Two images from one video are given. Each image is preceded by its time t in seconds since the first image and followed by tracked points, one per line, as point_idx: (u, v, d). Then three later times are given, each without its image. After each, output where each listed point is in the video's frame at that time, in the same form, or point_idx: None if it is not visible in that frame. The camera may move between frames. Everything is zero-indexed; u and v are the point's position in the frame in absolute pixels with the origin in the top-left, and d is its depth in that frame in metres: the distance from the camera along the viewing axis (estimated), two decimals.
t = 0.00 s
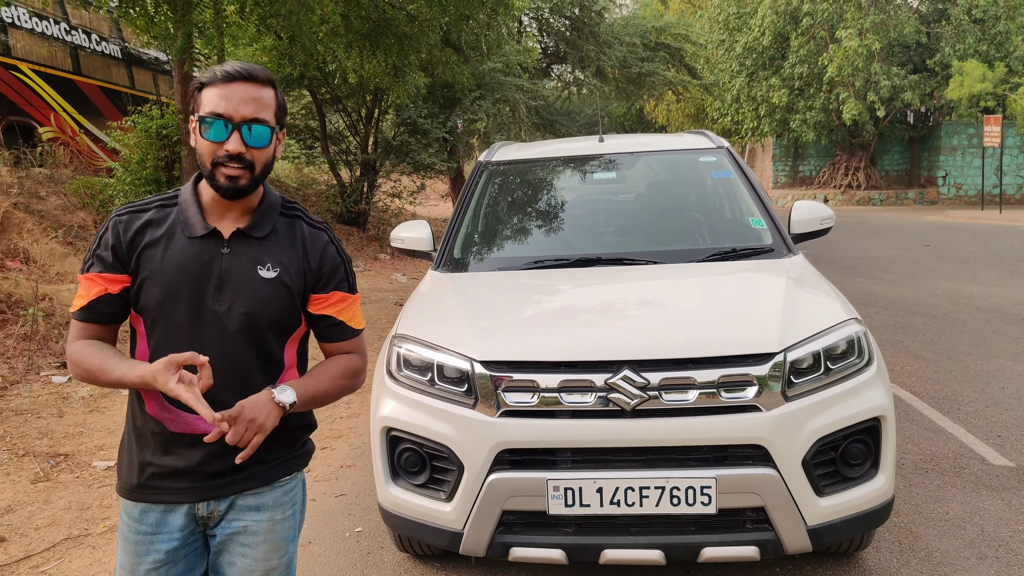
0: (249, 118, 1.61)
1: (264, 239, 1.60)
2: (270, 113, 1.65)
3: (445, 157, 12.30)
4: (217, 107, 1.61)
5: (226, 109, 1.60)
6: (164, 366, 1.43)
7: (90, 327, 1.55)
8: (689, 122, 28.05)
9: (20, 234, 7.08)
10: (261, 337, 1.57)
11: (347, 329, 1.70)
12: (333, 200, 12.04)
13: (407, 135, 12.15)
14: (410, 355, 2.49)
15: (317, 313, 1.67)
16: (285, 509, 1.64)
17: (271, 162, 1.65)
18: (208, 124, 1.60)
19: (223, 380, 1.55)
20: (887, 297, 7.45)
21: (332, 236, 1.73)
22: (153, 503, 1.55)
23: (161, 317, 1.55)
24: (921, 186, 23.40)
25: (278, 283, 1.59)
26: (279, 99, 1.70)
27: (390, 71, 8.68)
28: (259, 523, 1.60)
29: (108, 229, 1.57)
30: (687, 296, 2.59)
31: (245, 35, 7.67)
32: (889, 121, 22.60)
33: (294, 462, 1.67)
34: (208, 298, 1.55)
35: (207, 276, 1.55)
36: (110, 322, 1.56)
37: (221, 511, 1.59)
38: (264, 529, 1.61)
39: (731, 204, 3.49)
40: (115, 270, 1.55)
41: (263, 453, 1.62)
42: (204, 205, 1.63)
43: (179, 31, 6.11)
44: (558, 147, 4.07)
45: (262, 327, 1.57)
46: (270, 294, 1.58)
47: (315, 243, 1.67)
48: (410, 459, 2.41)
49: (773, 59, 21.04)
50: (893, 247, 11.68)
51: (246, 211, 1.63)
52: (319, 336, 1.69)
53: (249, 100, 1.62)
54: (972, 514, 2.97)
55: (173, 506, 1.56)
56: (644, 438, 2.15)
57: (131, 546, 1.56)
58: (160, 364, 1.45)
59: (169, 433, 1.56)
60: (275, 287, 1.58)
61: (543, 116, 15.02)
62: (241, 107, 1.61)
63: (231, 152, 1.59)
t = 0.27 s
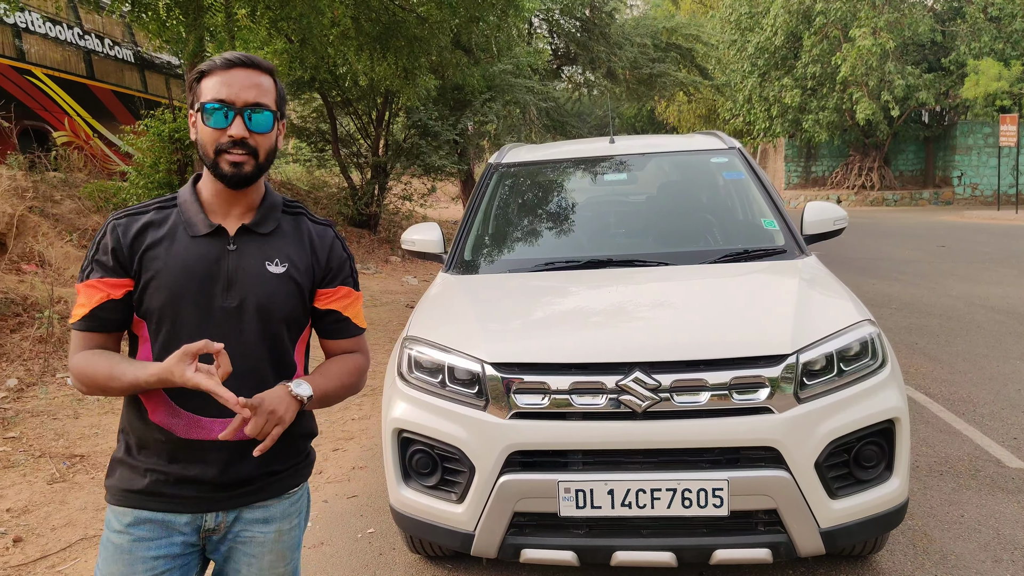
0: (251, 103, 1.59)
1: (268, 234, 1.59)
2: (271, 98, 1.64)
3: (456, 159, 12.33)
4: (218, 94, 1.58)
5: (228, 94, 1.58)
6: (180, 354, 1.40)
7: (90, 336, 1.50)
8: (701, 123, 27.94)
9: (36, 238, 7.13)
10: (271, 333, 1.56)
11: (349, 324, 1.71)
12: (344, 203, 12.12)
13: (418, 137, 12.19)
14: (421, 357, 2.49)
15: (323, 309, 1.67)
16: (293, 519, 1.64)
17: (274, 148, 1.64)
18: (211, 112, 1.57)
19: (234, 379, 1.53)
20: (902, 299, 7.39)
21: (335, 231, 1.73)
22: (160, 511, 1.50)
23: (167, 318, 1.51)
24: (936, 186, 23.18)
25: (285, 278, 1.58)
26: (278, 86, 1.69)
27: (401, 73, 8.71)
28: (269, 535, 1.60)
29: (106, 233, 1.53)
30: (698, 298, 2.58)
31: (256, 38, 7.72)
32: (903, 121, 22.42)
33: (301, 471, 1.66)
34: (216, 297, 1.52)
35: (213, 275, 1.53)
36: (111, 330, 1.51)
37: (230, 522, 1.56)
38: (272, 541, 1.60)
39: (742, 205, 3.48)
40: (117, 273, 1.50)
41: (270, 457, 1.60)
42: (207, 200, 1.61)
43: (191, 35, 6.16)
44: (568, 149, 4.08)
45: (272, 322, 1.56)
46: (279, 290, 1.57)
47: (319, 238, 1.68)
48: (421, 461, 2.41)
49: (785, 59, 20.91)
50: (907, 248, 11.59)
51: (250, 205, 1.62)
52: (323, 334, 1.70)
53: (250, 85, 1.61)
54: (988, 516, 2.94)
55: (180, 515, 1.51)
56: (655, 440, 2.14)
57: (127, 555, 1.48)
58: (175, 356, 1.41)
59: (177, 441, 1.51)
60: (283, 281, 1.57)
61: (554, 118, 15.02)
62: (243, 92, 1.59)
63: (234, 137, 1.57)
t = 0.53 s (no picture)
0: (250, 100, 1.54)
1: (263, 237, 1.56)
2: (265, 96, 1.59)
3: (469, 160, 12.36)
4: (215, 91, 1.51)
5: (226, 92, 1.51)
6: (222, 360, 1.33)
7: (90, 354, 1.37)
8: (715, 122, 27.83)
9: (53, 238, 7.29)
10: (279, 336, 1.55)
11: (342, 321, 1.76)
12: (357, 203, 12.21)
13: (430, 138, 12.23)
14: (434, 356, 2.50)
15: (317, 307, 1.71)
16: (304, 517, 1.67)
17: (268, 147, 1.59)
18: (208, 108, 1.49)
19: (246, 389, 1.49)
20: (919, 299, 7.32)
21: (318, 228, 1.75)
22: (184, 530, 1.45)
23: (176, 331, 1.43)
24: (953, 186, 22.96)
25: (288, 280, 1.57)
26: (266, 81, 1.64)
27: (414, 74, 8.73)
28: (284, 534, 1.62)
29: (90, 243, 1.38)
30: (711, 299, 2.57)
31: (271, 40, 7.79)
32: (920, 121, 22.19)
33: (305, 468, 1.69)
34: (225, 305, 1.47)
35: (220, 283, 1.47)
36: (112, 346, 1.39)
37: (247, 528, 1.56)
38: (287, 539, 1.63)
39: (757, 205, 3.46)
40: (113, 284, 1.37)
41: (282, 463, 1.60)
42: (200, 202, 1.53)
43: (206, 36, 6.22)
44: (582, 149, 4.07)
45: (278, 325, 1.54)
46: (284, 293, 1.55)
47: (309, 236, 1.70)
48: (435, 460, 2.42)
49: (799, 58, 20.78)
50: (923, 249, 11.48)
51: (240, 206, 1.56)
52: (317, 331, 1.74)
53: (247, 83, 1.55)
54: (1006, 519, 2.91)
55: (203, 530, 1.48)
56: (669, 441, 2.14)
57: None
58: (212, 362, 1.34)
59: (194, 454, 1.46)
60: (286, 283, 1.56)
61: (566, 118, 15.00)
62: (242, 89, 1.53)
63: (236, 135, 1.50)
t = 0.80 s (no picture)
0: (229, 116, 1.48)
1: (230, 231, 1.58)
2: (242, 108, 1.53)
3: (483, 160, 12.39)
4: (194, 102, 1.43)
5: (207, 106, 1.44)
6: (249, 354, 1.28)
7: (85, 378, 1.28)
8: (730, 122, 27.68)
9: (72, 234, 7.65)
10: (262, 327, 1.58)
11: (307, 307, 1.84)
12: (372, 203, 12.31)
13: (445, 138, 12.26)
14: (449, 356, 2.51)
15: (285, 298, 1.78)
16: (301, 519, 1.72)
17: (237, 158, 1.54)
18: (185, 122, 1.41)
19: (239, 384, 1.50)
20: (936, 300, 7.25)
21: (269, 215, 1.79)
22: (196, 549, 1.45)
23: (174, 337, 1.40)
24: (972, 186, 22.68)
25: (262, 270, 1.61)
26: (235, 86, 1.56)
27: (429, 74, 8.74)
28: (286, 540, 1.67)
29: (61, 258, 1.28)
30: (727, 299, 2.56)
31: (286, 40, 7.84)
32: (939, 120, 21.90)
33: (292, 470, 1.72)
34: (213, 304, 1.47)
35: (207, 281, 1.46)
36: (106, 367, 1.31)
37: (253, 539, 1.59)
38: (287, 545, 1.68)
39: (774, 206, 3.45)
40: (99, 299, 1.30)
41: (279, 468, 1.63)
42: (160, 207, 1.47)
43: (224, 37, 6.29)
44: (596, 149, 4.07)
45: (260, 316, 1.58)
46: (263, 283, 1.59)
47: (266, 223, 1.74)
48: (449, 459, 2.43)
49: (816, 57, 20.61)
50: (941, 250, 11.35)
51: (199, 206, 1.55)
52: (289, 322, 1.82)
53: (227, 96, 1.49)
54: None
55: (213, 547, 1.48)
56: (684, 442, 2.14)
57: None
58: (235, 358, 1.29)
59: (202, 468, 1.45)
60: (261, 274, 1.60)
61: (581, 118, 14.97)
62: (223, 105, 1.47)
63: (213, 153, 1.44)
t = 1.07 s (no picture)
0: (205, 119, 1.43)
1: (198, 231, 1.54)
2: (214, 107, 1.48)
3: (493, 158, 12.41)
4: (169, 105, 1.37)
5: (184, 109, 1.38)
6: (264, 372, 1.24)
7: (77, 405, 1.21)
8: (741, 120, 27.56)
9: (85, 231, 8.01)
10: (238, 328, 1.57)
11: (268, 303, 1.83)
12: (383, 202, 12.37)
13: (455, 137, 12.30)
14: (461, 354, 2.53)
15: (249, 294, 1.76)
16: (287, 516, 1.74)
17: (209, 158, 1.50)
18: (161, 127, 1.35)
19: (221, 388, 1.49)
20: (948, 297, 7.20)
21: (225, 208, 1.76)
22: (202, 559, 1.45)
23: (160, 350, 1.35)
24: (986, 182, 22.47)
25: (234, 269, 1.60)
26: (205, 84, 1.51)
27: (439, 73, 8.76)
28: (279, 536, 1.70)
29: (40, 276, 1.20)
30: (738, 297, 2.57)
31: (296, 40, 7.88)
32: (953, 116, 21.70)
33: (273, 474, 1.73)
34: (194, 310, 1.44)
35: (187, 288, 1.43)
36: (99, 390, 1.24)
37: (249, 540, 1.60)
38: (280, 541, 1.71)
39: (785, 203, 3.44)
40: (83, 318, 1.22)
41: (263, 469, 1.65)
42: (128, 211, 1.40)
43: (233, 37, 6.35)
44: (607, 147, 4.07)
45: (236, 317, 1.56)
46: (237, 283, 1.58)
47: (227, 219, 1.71)
48: (461, 457, 2.45)
49: (827, 54, 20.48)
50: (954, 246, 11.27)
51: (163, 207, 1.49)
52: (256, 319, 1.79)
53: (203, 97, 1.43)
54: None
55: (216, 554, 1.48)
56: (695, 438, 2.14)
57: None
58: (250, 375, 1.24)
59: (202, 480, 1.44)
60: (235, 274, 1.59)
61: (591, 116, 14.96)
62: (199, 107, 1.42)
63: (191, 158, 1.39)
